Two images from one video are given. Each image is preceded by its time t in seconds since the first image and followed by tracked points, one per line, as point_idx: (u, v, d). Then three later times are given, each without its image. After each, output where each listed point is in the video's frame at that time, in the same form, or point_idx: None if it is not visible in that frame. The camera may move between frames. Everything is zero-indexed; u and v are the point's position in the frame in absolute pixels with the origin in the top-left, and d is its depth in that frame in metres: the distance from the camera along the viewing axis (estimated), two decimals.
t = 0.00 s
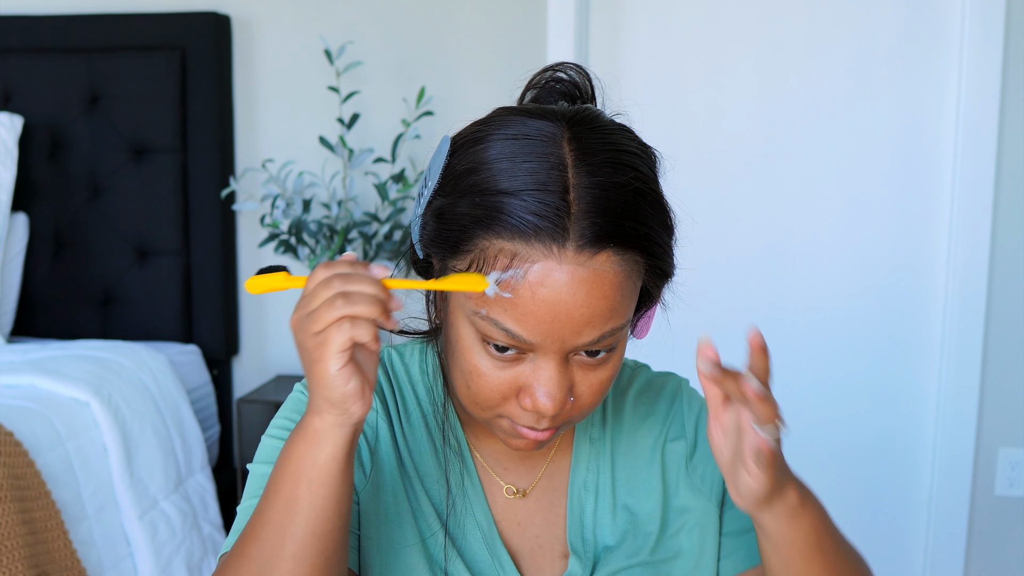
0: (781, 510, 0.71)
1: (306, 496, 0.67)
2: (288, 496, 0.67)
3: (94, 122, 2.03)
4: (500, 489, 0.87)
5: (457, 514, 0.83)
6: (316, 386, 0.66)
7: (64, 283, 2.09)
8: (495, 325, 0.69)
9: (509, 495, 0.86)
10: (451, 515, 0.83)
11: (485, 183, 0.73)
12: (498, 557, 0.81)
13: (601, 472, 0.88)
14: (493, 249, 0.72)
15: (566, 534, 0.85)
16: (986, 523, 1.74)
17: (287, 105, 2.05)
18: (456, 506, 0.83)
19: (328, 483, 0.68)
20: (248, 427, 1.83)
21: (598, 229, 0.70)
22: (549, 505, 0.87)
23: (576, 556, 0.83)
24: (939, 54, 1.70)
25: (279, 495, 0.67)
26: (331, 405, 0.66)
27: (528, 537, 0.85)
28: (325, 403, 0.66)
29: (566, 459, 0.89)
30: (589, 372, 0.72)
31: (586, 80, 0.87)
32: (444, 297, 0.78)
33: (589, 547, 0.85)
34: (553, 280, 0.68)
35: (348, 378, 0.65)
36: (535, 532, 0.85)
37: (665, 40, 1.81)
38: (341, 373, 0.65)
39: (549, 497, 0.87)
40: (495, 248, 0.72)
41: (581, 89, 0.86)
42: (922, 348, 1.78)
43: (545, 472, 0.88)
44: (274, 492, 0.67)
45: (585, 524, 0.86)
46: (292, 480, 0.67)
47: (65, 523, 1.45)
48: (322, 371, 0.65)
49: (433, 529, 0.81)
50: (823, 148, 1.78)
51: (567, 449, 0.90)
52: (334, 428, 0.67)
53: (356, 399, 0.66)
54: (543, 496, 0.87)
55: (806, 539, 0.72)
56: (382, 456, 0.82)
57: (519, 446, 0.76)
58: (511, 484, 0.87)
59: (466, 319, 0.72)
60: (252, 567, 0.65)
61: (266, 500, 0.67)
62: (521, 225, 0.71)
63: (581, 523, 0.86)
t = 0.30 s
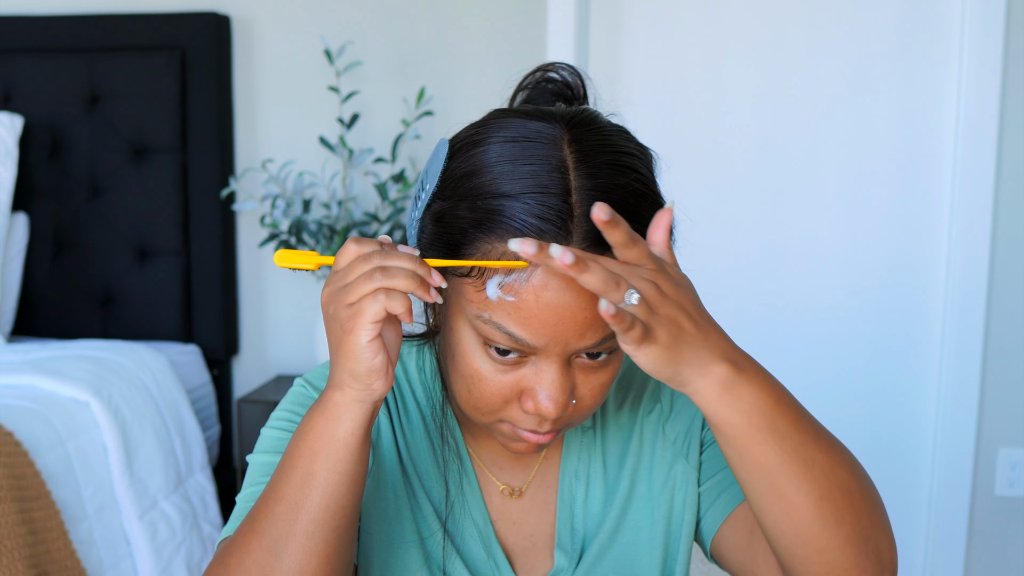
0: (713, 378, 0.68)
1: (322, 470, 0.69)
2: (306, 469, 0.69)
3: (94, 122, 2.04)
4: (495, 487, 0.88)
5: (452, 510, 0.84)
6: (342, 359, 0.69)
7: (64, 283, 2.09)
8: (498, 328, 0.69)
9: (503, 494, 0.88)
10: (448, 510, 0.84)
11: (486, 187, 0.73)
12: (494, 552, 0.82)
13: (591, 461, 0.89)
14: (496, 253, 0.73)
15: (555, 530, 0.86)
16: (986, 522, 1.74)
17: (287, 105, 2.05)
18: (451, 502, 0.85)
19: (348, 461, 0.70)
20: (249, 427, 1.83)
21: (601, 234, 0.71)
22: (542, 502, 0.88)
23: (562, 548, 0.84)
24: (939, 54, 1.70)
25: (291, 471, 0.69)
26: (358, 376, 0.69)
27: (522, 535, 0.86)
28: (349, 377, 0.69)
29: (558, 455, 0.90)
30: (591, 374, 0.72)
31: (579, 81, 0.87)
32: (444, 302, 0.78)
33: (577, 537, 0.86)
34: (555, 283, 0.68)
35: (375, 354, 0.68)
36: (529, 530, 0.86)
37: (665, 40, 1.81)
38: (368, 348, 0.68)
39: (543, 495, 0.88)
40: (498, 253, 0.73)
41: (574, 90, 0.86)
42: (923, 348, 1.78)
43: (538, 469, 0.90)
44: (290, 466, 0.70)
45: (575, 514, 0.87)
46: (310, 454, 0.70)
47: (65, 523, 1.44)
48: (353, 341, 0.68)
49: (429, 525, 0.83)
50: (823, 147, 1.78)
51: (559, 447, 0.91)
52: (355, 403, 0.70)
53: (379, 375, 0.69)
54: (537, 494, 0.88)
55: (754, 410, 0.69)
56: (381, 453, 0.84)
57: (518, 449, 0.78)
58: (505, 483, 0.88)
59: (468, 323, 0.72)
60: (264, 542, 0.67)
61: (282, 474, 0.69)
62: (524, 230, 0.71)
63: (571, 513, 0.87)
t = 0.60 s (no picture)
0: (682, 370, 0.67)
1: (316, 473, 0.69)
2: (299, 471, 0.69)
3: (94, 122, 2.04)
4: (488, 489, 0.88)
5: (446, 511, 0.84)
6: (336, 364, 0.69)
7: (64, 283, 2.10)
8: (496, 329, 0.69)
9: (496, 495, 0.87)
10: (441, 511, 0.85)
11: (481, 188, 0.73)
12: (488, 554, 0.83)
13: (585, 460, 0.89)
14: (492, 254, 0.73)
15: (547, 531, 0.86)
16: (986, 522, 1.74)
17: (287, 106, 2.05)
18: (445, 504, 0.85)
19: (342, 464, 0.70)
20: (248, 427, 1.83)
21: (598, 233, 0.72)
22: (536, 502, 0.88)
23: (553, 549, 0.84)
24: (939, 53, 1.70)
25: (286, 472, 0.69)
26: (350, 383, 0.69)
27: (516, 536, 0.86)
28: (342, 382, 0.69)
29: (551, 455, 0.90)
30: (588, 373, 0.72)
31: (568, 80, 0.87)
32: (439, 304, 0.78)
33: (569, 537, 0.86)
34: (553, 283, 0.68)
35: (367, 363, 0.68)
36: (523, 530, 0.86)
37: (665, 39, 1.81)
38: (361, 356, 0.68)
39: (537, 495, 0.89)
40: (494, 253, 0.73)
41: (562, 89, 0.86)
42: (923, 347, 1.78)
43: (532, 469, 0.90)
44: (284, 468, 0.70)
45: (568, 513, 0.87)
46: (303, 456, 0.70)
47: (65, 523, 1.44)
48: (347, 349, 0.68)
49: (422, 527, 0.83)
50: (823, 147, 1.78)
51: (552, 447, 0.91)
52: (349, 407, 0.70)
53: (372, 381, 0.69)
54: (531, 494, 0.88)
55: (726, 402, 0.68)
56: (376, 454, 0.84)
57: (514, 449, 0.77)
58: (499, 484, 0.88)
59: (464, 325, 0.73)
60: (258, 544, 0.67)
61: (276, 476, 0.69)
62: (520, 230, 0.71)
63: (564, 512, 0.87)
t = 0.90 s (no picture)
0: (677, 368, 0.67)
1: (296, 467, 0.69)
2: (281, 467, 0.69)
3: (94, 122, 2.04)
4: (485, 489, 0.88)
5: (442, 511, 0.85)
6: (301, 360, 0.69)
7: (64, 283, 2.10)
8: (495, 326, 0.69)
9: (494, 496, 0.87)
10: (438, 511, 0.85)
11: (480, 186, 0.73)
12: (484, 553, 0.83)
13: (583, 459, 0.89)
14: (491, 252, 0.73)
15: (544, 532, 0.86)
16: (986, 522, 1.74)
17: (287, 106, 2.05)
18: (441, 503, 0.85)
19: (321, 457, 0.70)
20: (248, 427, 1.83)
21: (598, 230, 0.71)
22: (534, 502, 0.88)
23: (551, 549, 0.84)
24: (939, 54, 1.70)
25: (269, 469, 0.69)
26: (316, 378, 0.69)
27: (514, 537, 0.86)
28: (309, 377, 0.70)
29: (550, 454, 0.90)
30: (586, 371, 0.72)
31: (564, 80, 0.87)
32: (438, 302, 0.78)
33: (566, 537, 0.86)
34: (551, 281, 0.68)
35: (329, 358, 0.68)
36: (522, 530, 0.86)
37: (666, 39, 1.81)
38: (322, 352, 0.68)
39: (534, 494, 0.89)
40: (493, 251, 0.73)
41: (559, 89, 0.86)
42: (923, 347, 1.78)
43: (529, 469, 0.90)
44: (267, 465, 0.70)
45: (566, 513, 0.87)
46: (284, 452, 0.70)
47: (65, 523, 1.44)
48: (306, 348, 0.68)
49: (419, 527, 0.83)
50: (823, 147, 1.78)
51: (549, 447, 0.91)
52: (321, 399, 0.70)
53: (338, 370, 0.69)
54: (528, 493, 0.89)
55: (721, 400, 0.69)
56: (372, 455, 0.84)
57: (513, 448, 0.77)
58: (497, 484, 0.88)
59: (462, 323, 0.73)
60: (245, 542, 0.67)
61: (259, 473, 0.70)
62: (519, 227, 0.71)
63: (562, 512, 0.87)
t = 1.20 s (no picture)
0: (683, 356, 0.68)
1: (321, 473, 0.69)
2: (304, 472, 0.69)
3: (94, 122, 2.04)
4: (485, 488, 0.88)
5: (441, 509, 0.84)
6: (338, 363, 0.68)
7: (64, 283, 2.10)
8: (487, 325, 0.69)
9: (494, 495, 0.88)
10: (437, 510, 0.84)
11: (471, 183, 0.73)
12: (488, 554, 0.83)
13: (581, 458, 0.89)
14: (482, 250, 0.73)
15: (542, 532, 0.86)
16: (985, 522, 1.74)
17: (287, 106, 2.05)
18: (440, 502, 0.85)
19: (346, 464, 0.70)
20: (248, 427, 1.83)
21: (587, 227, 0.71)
22: (534, 501, 0.88)
23: (550, 548, 0.84)
24: (939, 54, 1.70)
25: (290, 473, 0.69)
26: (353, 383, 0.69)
27: (513, 536, 0.86)
28: (344, 382, 0.69)
29: (547, 453, 0.90)
30: (579, 370, 0.72)
31: (561, 81, 0.87)
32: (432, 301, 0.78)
33: (566, 536, 0.86)
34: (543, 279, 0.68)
35: (368, 362, 0.68)
36: (522, 529, 0.86)
37: (665, 39, 1.81)
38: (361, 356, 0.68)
39: (533, 493, 0.89)
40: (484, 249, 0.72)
41: (555, 89, 0.86)
42: (923, 347, 1.78)
43: (529, 468, 0.90)
44: (289, 470, 0.70)
45: (565, 512, 0.87)
46: (308, 457, 0.69)
47: (65, 523, 1.44)
48: (347, 350, 0.67)
49: (420, 527, 0.83)
50: (823, 147, 1.78)
51: (546, 446, 0.91)
52: (353, 406, 0.70)
53: (374, 379, 0.69)
54: (527, 492, 0.89)
55: (727, 390, 0.69)
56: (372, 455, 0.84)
57: (508, 446, 0.77)
58: (496, 484, 0.88)
59: (455, 321, 0.72)
60: (264, 546, 0.68)
61: (281, 477, 0.69)
62: (510, 224, 0.71)
63: (560, 510, 0.87)
